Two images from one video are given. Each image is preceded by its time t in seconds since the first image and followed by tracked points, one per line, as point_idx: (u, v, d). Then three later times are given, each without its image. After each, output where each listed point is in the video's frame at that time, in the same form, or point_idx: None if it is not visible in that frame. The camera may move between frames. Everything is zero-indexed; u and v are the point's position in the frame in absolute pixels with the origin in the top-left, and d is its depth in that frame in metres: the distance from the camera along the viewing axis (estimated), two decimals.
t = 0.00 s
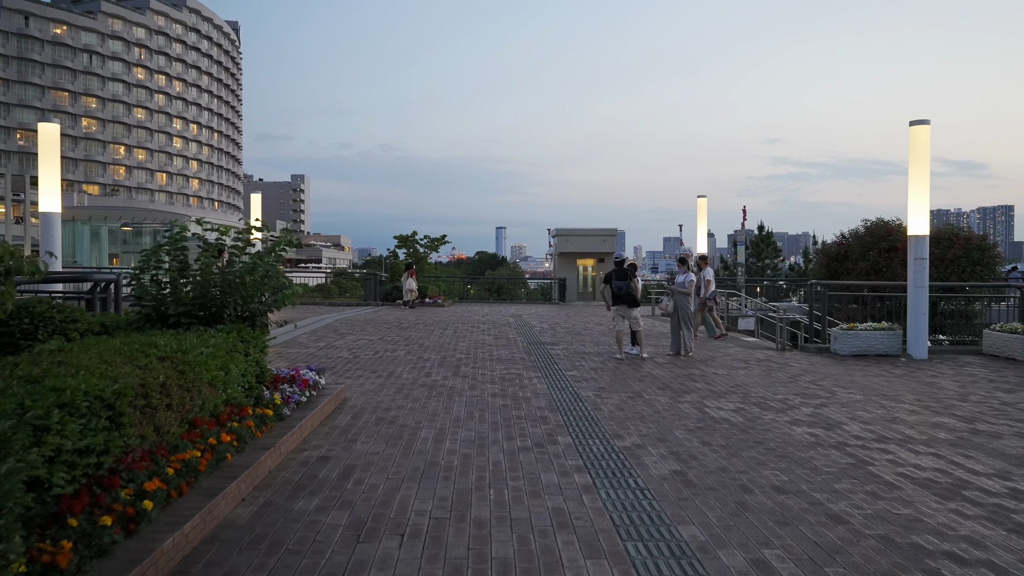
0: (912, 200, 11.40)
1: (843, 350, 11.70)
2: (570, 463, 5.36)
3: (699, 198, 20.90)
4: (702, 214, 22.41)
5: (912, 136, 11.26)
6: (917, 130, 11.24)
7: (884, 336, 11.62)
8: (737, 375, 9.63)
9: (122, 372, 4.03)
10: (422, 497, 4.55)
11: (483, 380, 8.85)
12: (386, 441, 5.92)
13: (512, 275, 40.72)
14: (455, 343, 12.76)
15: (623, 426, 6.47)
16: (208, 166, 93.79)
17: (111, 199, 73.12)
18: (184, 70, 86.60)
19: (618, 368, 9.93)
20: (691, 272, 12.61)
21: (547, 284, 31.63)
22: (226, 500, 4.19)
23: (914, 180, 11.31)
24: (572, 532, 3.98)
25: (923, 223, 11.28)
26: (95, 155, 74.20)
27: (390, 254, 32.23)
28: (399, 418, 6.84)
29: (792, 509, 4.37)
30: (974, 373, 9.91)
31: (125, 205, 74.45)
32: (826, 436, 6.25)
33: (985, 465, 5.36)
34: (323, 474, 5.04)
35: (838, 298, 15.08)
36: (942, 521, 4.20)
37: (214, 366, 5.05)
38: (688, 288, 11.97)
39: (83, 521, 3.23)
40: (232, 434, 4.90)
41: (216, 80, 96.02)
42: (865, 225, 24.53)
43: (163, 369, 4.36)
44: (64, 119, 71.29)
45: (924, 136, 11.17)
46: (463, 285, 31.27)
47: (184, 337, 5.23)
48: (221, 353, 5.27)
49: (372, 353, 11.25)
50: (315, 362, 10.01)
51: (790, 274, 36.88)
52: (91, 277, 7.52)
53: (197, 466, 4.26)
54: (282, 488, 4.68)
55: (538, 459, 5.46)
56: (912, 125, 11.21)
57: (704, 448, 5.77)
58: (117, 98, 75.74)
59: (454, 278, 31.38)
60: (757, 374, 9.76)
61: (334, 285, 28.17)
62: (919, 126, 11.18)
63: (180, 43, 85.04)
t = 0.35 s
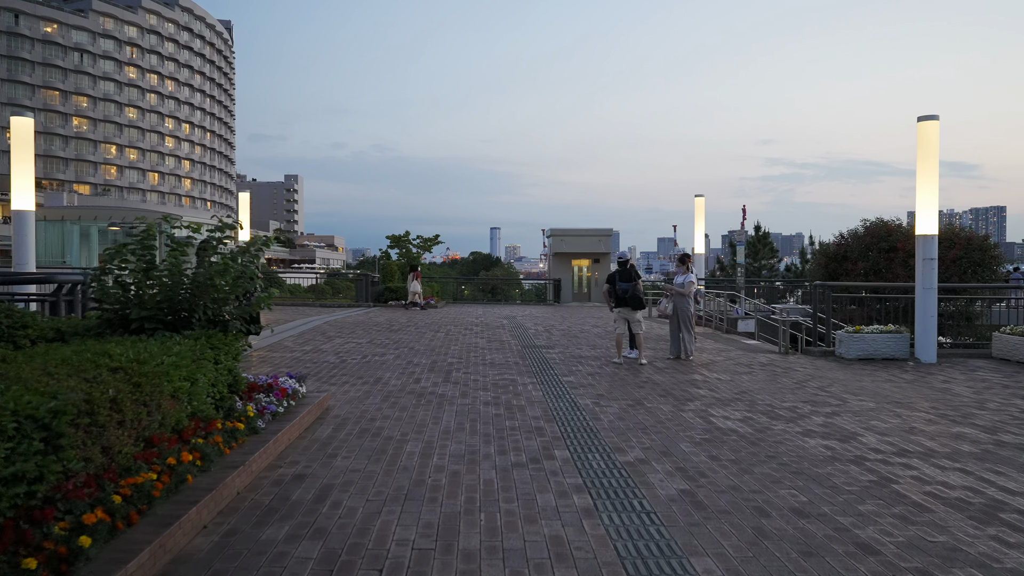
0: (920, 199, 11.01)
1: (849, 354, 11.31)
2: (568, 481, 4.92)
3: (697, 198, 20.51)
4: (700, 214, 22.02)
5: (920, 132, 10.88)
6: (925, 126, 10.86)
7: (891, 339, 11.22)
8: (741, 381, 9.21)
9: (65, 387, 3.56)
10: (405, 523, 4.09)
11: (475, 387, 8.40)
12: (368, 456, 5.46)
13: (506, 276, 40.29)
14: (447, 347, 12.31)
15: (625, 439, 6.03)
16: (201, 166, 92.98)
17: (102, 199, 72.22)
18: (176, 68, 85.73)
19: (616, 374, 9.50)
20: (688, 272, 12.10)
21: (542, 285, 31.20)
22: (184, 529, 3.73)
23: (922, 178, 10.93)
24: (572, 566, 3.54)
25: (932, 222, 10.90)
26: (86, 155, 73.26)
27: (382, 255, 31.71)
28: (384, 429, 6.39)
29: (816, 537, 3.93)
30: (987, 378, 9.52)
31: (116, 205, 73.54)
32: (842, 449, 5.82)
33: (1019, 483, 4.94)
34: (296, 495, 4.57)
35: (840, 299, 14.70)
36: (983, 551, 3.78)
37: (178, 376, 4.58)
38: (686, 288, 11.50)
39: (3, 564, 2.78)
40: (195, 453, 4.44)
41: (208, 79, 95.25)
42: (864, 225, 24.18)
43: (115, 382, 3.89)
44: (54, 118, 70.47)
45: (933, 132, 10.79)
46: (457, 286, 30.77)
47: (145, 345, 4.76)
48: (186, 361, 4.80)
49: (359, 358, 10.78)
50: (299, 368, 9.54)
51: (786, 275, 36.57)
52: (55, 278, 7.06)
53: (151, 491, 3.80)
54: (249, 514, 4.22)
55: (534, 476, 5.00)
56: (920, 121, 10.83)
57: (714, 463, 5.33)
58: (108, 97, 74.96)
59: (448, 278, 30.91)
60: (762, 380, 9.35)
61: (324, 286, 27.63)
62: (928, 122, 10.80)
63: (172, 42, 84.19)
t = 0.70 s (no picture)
0: (931, 199, 10.61)
1: (857, 359, 10.91)
2: (568, 509, 4.47)
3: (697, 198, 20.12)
4: (699, 214, 21.62)
5: (931, 129, 10.48)
6: (936, 123, 10.46)
7: (900, 345, 10.82)
8: (747, 390, 8.79)
9: None
10: (386, 563, 3.64)
11: (468, 398, 7.96)
12: (350, 480, 5.01)
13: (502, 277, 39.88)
14: (440, 352, 11.86)
15: (628, 458, 5.59)
16: (195, 166, 92.28)
17: (95, 199, 71.50)
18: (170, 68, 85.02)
19: (616, 383, 9.06)
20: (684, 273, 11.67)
21: (538, 286, 30.77)
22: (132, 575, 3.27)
23: (933, 177, 10.53)
24: None
25: (943, 223, 10.50)
26: (79, 155, 72.52)
27: (376, 255, 31.24)
28: (369, 446, 5.93)
29: None
30: (1004, 386, 9.12)
31: (109, 205, 72.82)
32: (862, 469, 5.40)
33: None
34: (267, 528, 4.12)
35: (845, 303, 14.30)
36: None
37: (135, 396, 4.11)
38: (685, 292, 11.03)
39: None
40: (154, 482, 3.97)
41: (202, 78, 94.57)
42: (865, 225, 23.81)
43: (58, 407, 3.41)
44: (47, 117, 69.81)
45: (944, 130, 10.39)
46: (452, 286, 30.26)
47: (100, 361, 4.29)
48: (146, 378, 4.34)
49: (347, 365, 10.32)
50: (283, 377, 9.07)
51: (785, 275, 36.21)
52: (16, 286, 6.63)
53: (95, 532, 3.33)
54: (211, 552, 3.76)
55: (530, 504, 4.56)
56: (931, 118, 10.43)
57: (726, 487, 4.90)
58: (101, 97, 74.29)
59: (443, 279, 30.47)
60: (769, 388, 8.93)
61: (317, 287, 27.12)
62: (939, 119, 10.40)
63: (166, 40, 83.47)
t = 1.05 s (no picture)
0: (949, 196, 10.17)
1: (872, 363, 10.47)
2: (578, 533, 4.02)
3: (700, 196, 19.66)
4: (701, 212, 21.18)
5: (949, 123, 10.04)
6: (955, 116, 10.02)
7: (916, 347, 10.38)
8: (760, 395, 8.34)
9: None
10: None
11: (465, 404, 7.49)
12: (336, 498, 4.55)
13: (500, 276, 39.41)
14: (436, 354, 11.38)
15: (640, 473, 5.13)
16: (191, 165, 91.65)
17: (90, 198, 70.88)
18: (166, 66, 84.39)
19: (622, 388, 8.59)
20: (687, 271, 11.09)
21: (536, 286, 30.31)
22: None
23: (952, 173, 10.09)
24: None
25: (962, 221, 10.06)
26: (74, 153, 71.90)
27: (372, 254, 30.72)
28: (359, 459, 5.46)
29: None
30: None
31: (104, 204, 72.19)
32: (896, 484, 4.96)
33: None
34: (240, 556, 3.66)
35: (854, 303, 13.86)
36: None
37: (91, 408, 3.63)
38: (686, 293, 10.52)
39: None
40: (110, 506, 3.49)
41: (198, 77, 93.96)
42: (870, 225, 23.39)
43: None
44: (42, 116, 69.17)
45: (964, 123, 9.95)
46: (450, 286, 30.00)
47: (51, 368, 3.82)
48: (105, 388, 3.85)
49: (339, 368, 9.85)
50: (270, 381, 8.59)
51: (787, 275, 35.80)
52: None
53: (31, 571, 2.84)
54: None
55: (536, 527, 4.10)
56: (950, 111, 9.99)
57: (750, 507, 4.45)
58: (97, 95, 73.64)
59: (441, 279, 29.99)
60: (783, 394, 8.48)
61: (311, 287, 26.61)
62: (958, 112, 9.95)
63: (162, 38, 82.84)
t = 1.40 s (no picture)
0: (969, 192, 9.72)
1: (888, 367, 10.02)
2: (588, 569, 3.56)
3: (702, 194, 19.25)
4: (704, 210, 20.75)
5: (969, 116, 9.58)
6: (975, 108, 9.56)
7: (935, 351, 9.94)
8: (775, 403, 7.88)
9: None
10: None
11: (463, 414, 7.03)
12: (318, 527, 4.08)
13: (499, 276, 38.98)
14: (433, 359, 10.91)
15: (655, 496, 4.66)
16: (188, 164, 91.04)
17: (86, 198, 70.33)
18: (163, 65, 83.79)
19: (628, 395, 8.13)
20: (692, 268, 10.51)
21: (535, 286, 29.84)
22: None
23: (972, 169, 9.64)
24: None
25: (983, 219, 9.62)
26: (71, 152, 71.35)
27: (369, 254, 30.22)
28: (346, 478, 4.99)
29: None
30: None
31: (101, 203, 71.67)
32: (937, 507, 4.51)
33: None
34: None
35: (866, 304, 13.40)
36: None
37: (30, 432, 3.15)
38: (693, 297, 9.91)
39: None
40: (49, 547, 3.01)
41: (195, 75, 93.38)
42: (876, 224, 22.96)
43: None
44: (38, 114, 68.61)
45: (984, 116, 9.49)
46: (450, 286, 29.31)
47: None
48: (50, 408, 3.38)
49: (330, 373, 9.36)
50: (256, 389, 8.11)
51: (789, 275, 35.39)
52: None
53: None
54: None
55: (541, 561, 3.64)
56: (969, 104, 9.53)
57: (779, 537, 3.99)
58: (93, 93, 73.03)
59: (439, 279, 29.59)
60: (799, 401, 8.03)
61: (307, 288, 26.13)
62: (979, 105, 9.50)
63: (159, 37, 82.22)
